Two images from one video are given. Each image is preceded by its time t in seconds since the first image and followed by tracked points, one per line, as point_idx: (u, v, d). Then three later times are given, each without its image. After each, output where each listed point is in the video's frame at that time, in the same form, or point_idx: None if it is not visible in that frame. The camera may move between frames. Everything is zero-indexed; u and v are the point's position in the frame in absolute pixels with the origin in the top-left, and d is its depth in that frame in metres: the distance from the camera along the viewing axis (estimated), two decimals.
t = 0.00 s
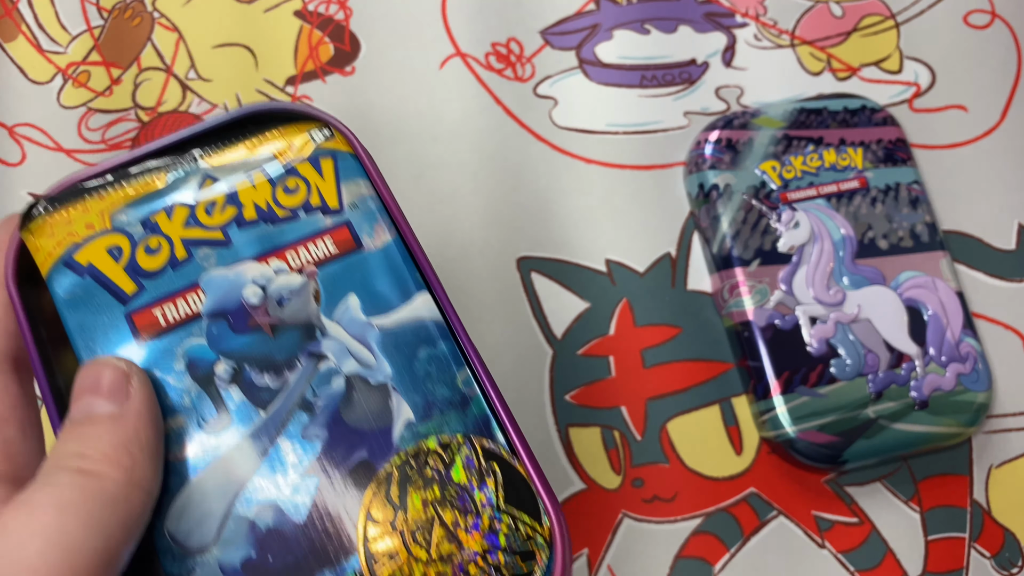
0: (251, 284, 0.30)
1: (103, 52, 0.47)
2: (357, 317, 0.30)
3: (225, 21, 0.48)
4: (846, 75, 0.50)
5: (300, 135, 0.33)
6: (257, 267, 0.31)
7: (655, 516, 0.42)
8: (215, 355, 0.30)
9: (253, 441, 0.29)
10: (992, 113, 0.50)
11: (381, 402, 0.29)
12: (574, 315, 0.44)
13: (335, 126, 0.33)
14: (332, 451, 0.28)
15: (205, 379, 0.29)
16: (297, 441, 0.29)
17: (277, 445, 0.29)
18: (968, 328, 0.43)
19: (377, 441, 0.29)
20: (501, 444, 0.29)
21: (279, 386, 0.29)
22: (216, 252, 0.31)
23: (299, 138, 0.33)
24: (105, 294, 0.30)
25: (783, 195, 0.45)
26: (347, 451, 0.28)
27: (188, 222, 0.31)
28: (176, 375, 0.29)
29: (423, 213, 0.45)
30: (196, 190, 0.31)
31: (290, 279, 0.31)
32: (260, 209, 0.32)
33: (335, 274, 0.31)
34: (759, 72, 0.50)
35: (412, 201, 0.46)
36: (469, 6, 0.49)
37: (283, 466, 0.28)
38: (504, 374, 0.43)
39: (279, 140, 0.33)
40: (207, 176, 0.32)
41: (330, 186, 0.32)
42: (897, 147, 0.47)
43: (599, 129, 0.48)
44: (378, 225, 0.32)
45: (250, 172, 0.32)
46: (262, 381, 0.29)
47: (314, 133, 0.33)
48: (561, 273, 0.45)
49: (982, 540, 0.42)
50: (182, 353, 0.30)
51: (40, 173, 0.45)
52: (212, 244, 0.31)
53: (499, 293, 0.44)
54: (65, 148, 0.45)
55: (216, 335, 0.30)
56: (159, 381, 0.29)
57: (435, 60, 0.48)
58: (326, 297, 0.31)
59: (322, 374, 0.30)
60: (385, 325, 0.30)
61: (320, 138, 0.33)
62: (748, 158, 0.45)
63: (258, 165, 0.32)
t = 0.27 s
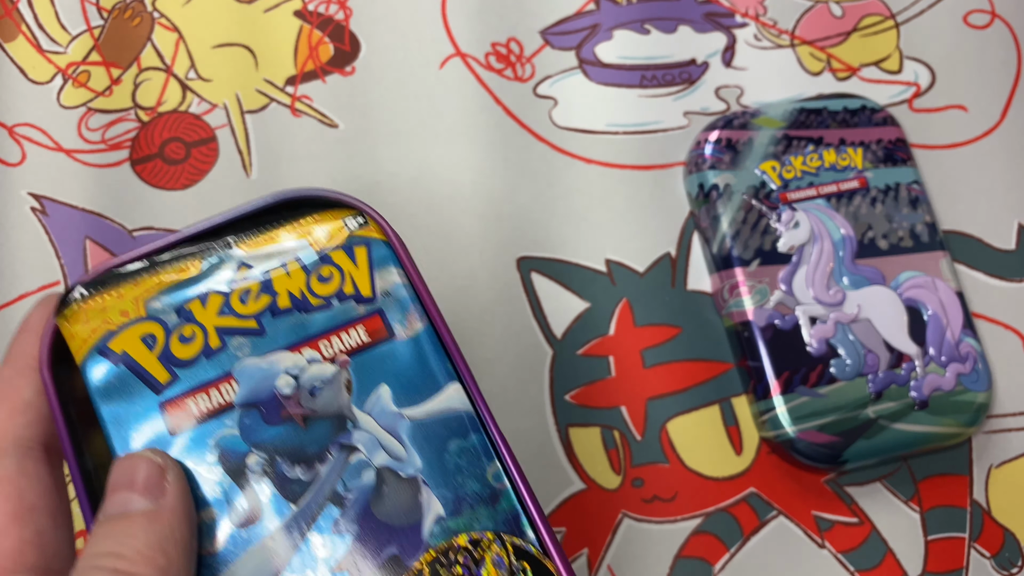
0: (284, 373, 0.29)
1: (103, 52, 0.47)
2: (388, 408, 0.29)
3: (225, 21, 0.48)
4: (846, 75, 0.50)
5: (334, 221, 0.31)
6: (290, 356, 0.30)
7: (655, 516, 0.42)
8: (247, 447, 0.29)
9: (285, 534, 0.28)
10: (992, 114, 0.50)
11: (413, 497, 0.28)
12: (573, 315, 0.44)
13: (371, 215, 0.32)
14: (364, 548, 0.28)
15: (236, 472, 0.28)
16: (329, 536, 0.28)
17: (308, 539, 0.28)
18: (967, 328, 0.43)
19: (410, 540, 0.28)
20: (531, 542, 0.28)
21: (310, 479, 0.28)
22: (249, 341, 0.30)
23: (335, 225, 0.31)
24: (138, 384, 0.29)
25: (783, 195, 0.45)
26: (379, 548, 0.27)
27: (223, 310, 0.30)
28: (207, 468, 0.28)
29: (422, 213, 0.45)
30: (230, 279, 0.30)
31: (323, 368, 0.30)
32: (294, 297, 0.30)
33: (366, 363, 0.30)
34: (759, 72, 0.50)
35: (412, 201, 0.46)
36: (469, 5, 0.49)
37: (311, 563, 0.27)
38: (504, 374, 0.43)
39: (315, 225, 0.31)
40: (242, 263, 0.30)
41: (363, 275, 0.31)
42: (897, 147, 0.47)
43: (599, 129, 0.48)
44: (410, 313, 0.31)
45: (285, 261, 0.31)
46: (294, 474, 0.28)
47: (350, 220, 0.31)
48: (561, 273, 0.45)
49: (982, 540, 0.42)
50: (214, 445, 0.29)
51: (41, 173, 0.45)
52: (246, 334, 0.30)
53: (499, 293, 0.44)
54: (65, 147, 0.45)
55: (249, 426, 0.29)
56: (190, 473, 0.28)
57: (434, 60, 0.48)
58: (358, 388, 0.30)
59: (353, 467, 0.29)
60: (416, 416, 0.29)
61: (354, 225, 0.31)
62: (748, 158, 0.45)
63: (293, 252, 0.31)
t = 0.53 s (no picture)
0: (209, 382, 0.31)
1: (104, 52, 0.47)
2: (316, 412, 0.31)
3: (226, 21, 0.48)
4: (846, 75, 0.50)
5: (258, 231, 0.34)
6: (214, 364, 0.32)
7: (655, 516, 0.42)
8: (173, 455, 0.30)
9: (215, 540, 0.29)
10: (992, 114, 0.50)
11: (341, 496, 0.30)
12: (573, 315, 0.44)
13: (296, 220, 0.34)
14: (292, 546, 0.29)
15: (164, 481, 0.30)
16: (258, 539, 0.29)
17: (237, 541, 0.29)
18: (967, 328, 0.43)
19: (338, 543, 0.29)
20: (462, 535, 0.30)
21: (238, 484, 0.30)
22: (174, 350, 0.32)
23: (256, 236, 0.34)
24: (63, 399, 0.31)
25: (783, 195, 0.45)
26: (308, 548, 0.29)
27: (147, 321, 0.32)
28: (136, 478, 0.30)
29: (423, 213, 0.45)
30: (155, 290, 0.32)
31: (248, 374, 0.32)
32: (219, 306, 0.32)
33: (292, 368, 0.32)
34: (759, 72, 0.50)
35: (412, 201, 0.46)
36: (469, 5, 0.49)
37: (242, 566, 0.29)
38: (504, 374, 0.43)
39: (238, 236, 0.34)
40: (167, 275, 0.33)
41: (289, 280, 0.33)
42: (897, 147, 0.47)
43: (599, 129, 0.48)
44: (334, 318, 0.33)
45: (209, 271, 0.33)
46: (222, 480, 0.30)
47: (273, 229, 0.34)
48: (561, 273, 0.45)
49: (982, 540, 0.42)
50: (141, 455, 0.30)
51: (40, 173, 0.45)
52: (173, 344, 0.32)
53: (499, 293, 0.44)
54: (65, 148, 0.45)
55: (175, 435, 0.31)
56: (117, 483, 0.30)
57: (435, 60, 0.48)
58: (285, 394, 0.31)
59: (283, 470, 0.30)
60: (344, 418, 0.31)
61: (279, 232, 0.34)
62: (748, 158, 0.45)
63: (217, 262, 0.33)
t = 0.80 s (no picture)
0: (114, 326, 0.31)
1: (104, 53, 0.47)
2: (219, 346, 0.31)
3: (226, 21, 0.48)
4: (846, 75, 0.50)
5: (155, 178, 0.33)
6: (117, 309, 0.31)
7: (655, 516, 0.42)
8: (82, 400, 0.30)
9: (122, 479, 0.29)
10: (991, 114, 0.50)
11: (248, 428, 0.29)
12: (573, 315, 0.44)
13: (189, 164, 0.33)
14: (201, 479, 0.29)
15: (72, 426, 0.30)
16: (167, 474, 0.29)
17: (148, 480, 0.29)
18: (967, 328, 0.44)
19: (246, 474, 0.29)
20: (368, 451, 0.29)
21: (145, 423, 0.30)
22: (77, 299, 0.32)
23: (154, 181, 0.33)
24: None
25: (783, 195, 0.45)
26: (217, 478, 0.29)
27: (48, 274, 0.32)
28: (44, 424, 0.30)
29: (423, 213, 0.46)
30: (54, 243, 0.32)
31: (151, 317, 0.31)
32: (117, 253, 0.32)
33: (196, 307, 0.31)
34: (759, 72, 0.50)
35: (412, 201, 0.46)
36: (470, 6, 0.49)
37: (153, 500, 0.28)
38: (504, 374, 0.43)
39: (138, 184, 0.33)
40: (66, 228, 0.33)
41: (186, 224, 0.33)
42: (897, 147, 0.47)
43: (599, 129, 0.48)
44: (233, 255, 0.32)
45: (106, 219, 0.33)
46: (129, 420, 0.30)
47: (168, 173, 0.33)
48: (561, 273, 0.45)
49: (982, 539, 0.42)
50: (48, 402, 0.30)
51: (41, 174, 0.45)
52: (74, 293, 0.32)
53: (499, 293, 0.44)
54: (65, 148, 0.45)
55: (81, 380, 0.30)
56: (27, 432, 0.30)
57: (435, 60, 0.48)
58: (188, 331, 0.31)
59: (188, 407, 0.30)
60: (247, 351, 0.30)
61: (173, 177, 0.33)
62: (747, 158, 0.45)
63: (115, 212, 0.33)
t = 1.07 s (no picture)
0: (172, 279, 0.32)
1: (104, 53, 0.47)
2: (285, 311, 0.31)
3: (226, 21, 0.48)
4: (846, 75, 0.50)
5: (227, 119, 0.34)
6: (178, 261, 0.32)
7: (655, 516, 0.42)
8: (135, 354, 0.31)
9: (175, 443, 0.30)
10: (991, 114, 0.50)
11: (310, 399, 0.30)
12: (574, 315, 0.44)
13: (262, 109, 0.33)
14: (257, 450, 0.30)
15: (124, 379, 0.31)
16: (222, 443, 0.30)
17: (199, 446, 0.30)
18: (967, 328, 0.44)
19: (302, 445, 0.30)
20: (435, 442, 0.30)
21: (201, 384, 0.31)
22: (135, 246, 0.32)
23: (224, 123, 0.34)
24: (19, 293, 0.32)
25: (783, 195, 0.45)
26: (271, 455, 0.30)
27: (106, 214, 0.33)
28: (95, 375, 0.31)
29: (423, 213, 0.46)
30: (116, 180, 0.33)
31: (213, 272, 0.32)
32: (182, 199, 0.33)
33: (263, 267, 0.32)
34: (759, 72, 0.50)
35: (412, 201, 0.46)
36: (470, 6, 0.49)
37: (204, 470, 0.30)
38: (504, 373, 0.43)
39: (207, 124, 0.34)
40: (129, 164, 0.33)
41: (255, 173, 0.33)
42: (897, 147, 0.47)
43: (599, 129, 0.48)
44: (306, 215, 0.33)
45: (174, 160, 0.33)
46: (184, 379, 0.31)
47: (240, 117, 0.34)
48: (561, 273, 0.45)
49: (982, 540, 0.42)
50: (100, 352, 0.31)
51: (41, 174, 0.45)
52: (133, 237, 0.32)
53: (499, 293, 0.44)
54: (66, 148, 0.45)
55: (136, 333, 0.31)
56: (75, 381, 0.31)
57: (435, 60, 0.48)
58: (254, 294, 0.32)
59: (249, 371, 0.31)
60: (315, 319, 0.31)
61: (246, 121, 0.33)
62: (747, 158, 0.45)
63: (182, 153, 0.33)
